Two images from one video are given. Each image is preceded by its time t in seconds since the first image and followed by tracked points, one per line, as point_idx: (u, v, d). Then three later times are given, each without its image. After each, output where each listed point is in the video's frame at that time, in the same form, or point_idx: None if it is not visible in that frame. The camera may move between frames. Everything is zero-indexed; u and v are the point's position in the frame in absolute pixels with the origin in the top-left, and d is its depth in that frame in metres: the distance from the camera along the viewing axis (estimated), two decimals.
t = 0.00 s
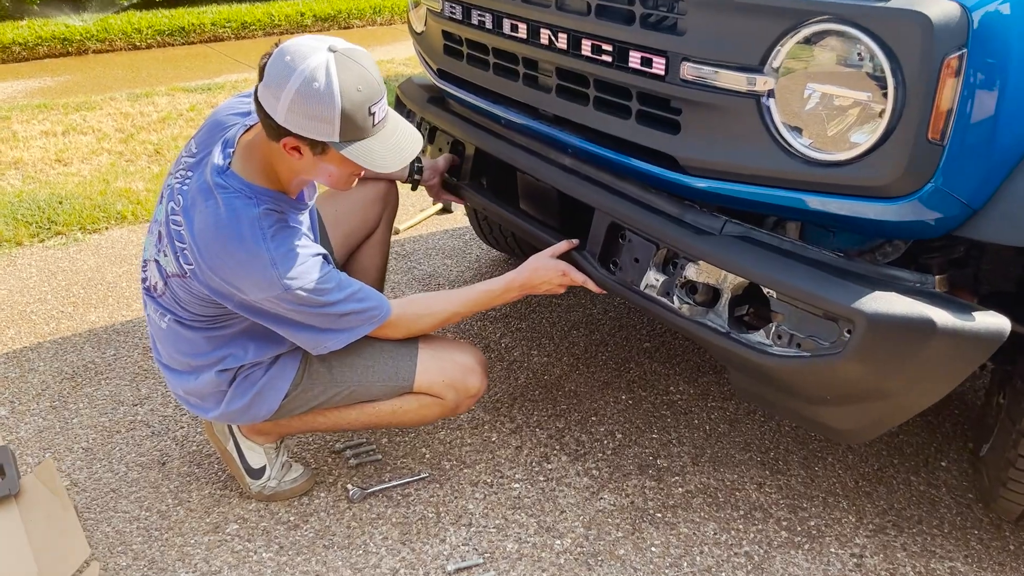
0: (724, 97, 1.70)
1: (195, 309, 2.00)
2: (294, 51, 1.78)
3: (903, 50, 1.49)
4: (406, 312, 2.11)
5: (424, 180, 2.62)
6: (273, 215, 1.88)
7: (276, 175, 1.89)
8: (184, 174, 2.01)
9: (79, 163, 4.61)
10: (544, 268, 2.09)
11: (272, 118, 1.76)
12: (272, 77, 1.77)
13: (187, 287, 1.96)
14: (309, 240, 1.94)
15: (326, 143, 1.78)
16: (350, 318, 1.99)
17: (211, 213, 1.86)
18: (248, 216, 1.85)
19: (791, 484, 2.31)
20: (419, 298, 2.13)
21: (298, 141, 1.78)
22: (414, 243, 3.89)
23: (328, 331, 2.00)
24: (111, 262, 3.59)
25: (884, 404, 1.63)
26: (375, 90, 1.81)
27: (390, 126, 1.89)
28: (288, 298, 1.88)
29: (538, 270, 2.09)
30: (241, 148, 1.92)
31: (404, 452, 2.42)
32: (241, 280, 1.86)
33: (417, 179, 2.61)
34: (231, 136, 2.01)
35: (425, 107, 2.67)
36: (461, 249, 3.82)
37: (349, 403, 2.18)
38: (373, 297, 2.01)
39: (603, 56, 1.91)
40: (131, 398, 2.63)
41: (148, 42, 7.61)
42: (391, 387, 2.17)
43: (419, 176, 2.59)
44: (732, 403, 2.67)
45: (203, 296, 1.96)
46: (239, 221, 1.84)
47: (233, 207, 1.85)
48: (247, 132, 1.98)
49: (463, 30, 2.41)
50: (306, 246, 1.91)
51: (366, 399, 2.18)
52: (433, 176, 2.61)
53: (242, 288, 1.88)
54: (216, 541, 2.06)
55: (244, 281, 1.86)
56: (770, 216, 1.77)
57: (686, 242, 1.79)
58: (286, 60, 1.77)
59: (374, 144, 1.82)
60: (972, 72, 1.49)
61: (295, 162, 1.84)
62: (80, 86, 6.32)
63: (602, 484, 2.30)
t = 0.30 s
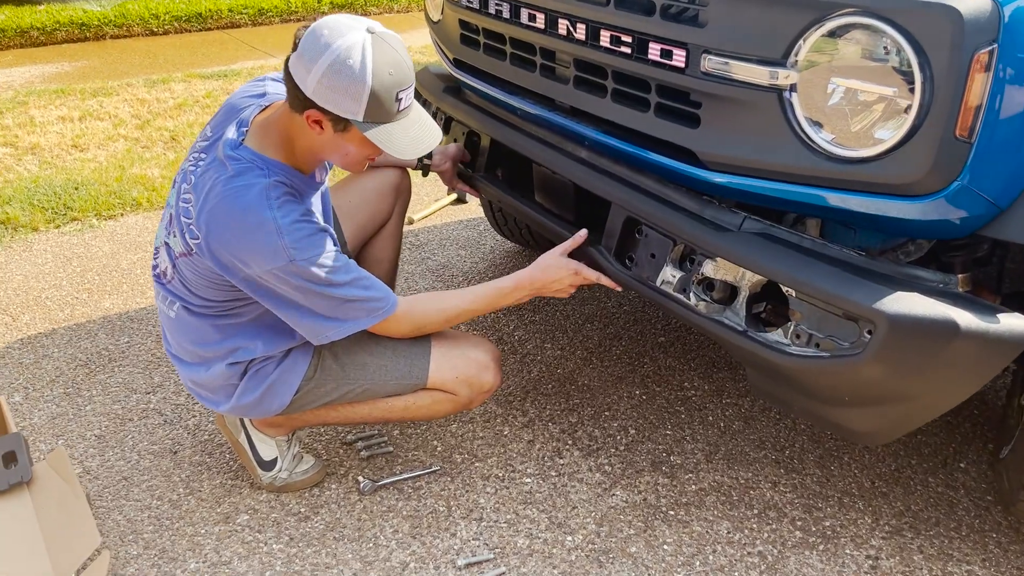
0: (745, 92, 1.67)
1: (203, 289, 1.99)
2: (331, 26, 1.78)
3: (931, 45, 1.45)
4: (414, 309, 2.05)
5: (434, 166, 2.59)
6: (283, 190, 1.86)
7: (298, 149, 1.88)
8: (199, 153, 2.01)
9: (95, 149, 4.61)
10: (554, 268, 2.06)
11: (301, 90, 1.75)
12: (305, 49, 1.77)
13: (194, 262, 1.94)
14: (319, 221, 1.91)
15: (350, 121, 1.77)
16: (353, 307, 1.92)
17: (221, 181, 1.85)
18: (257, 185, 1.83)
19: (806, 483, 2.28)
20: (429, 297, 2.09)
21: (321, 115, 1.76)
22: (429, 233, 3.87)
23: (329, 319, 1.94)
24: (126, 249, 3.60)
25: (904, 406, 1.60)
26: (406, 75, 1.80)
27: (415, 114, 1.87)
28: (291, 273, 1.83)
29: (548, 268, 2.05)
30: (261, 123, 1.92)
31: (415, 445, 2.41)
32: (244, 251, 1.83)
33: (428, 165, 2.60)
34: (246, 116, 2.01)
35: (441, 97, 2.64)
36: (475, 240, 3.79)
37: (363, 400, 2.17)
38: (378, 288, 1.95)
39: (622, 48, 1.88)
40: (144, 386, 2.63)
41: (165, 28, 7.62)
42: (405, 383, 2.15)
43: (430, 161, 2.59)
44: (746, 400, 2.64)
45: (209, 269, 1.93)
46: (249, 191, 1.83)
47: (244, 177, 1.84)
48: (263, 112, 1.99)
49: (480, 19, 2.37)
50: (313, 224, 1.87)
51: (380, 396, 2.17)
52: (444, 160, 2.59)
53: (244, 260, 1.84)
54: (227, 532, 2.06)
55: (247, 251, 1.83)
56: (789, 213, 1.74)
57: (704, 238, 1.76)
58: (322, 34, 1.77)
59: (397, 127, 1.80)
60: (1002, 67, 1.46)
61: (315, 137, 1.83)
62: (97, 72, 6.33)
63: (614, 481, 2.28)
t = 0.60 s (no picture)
0: (744, 90, 1.65)
1: (186, 258, 1.89)
2: None
3: (929, 46, 1.43)
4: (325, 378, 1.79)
5: (414, 149, 2.61)
6: (285, 168, 1.77)
7: (302, 118, 1.84)
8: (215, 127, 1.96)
9: (109, 137, 4.65)
10: (465, 394, 1.91)
11: (305, 44, 1.76)
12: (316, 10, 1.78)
13: (177, 218, 1.82)
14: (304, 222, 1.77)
15: (346, 80, 1.73)
16: (283, 325, 1.70)
17: (232, 141, 1.78)
18: (259, 152, 1.75)
19: (803, 484, 2.27)
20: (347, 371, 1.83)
21: (321, 72, 1.74)
22: (436, 225, 3.87)
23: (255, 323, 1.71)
24: (136, 238, 3.62)
25: (897, 411, 1.58)
26: (407, 42, 1.78)
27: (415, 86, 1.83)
28: (249, 247, 1.65)
29: (460, 390, 1.91)
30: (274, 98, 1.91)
31: (413, 438, 2.42)
32: (221, 206, 1.69)
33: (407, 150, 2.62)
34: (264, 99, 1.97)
35: (445, 91, 2.64)
36: (482, 233, 3.79)
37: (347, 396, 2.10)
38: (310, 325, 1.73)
39: (621, 44, 1.86)
40: (147, 374, 2.66)
41: (183, 18, 7.65)
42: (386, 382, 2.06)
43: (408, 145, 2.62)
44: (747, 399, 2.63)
45: (186, 224, 1.80)
46: (252, 153, 1.74)
47: (253, 143, 1.77)
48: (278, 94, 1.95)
49: (484, 13, 2.37)
50: (296, 215, 1.73)
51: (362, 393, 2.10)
52: (423, 141, 2.61)
53: (217, 217, 1.69)
54: (223, 521, 2.08)
55: (223, 207, 1.69)
56: (786, 213, 1.73)
57: (699, 237, 1.74)
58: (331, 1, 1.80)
59: (390, 89, 1.76)
60: (1002, 67, 1.44)
61: (316, 103, 1.80)
62: (114, 61, 6.37)
63: (610, 478, 2.28)
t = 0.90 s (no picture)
0: (712, 89, 1.64)
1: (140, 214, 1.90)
2: None
3: (894, 47, 1.42)
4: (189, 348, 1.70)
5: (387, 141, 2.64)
6: (247, 127, 1.82)
7: (273, 74, 1.90)
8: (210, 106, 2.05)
9: (114, 127, 4.69)
10: (285, 473, 1.74)
11: None
12: None
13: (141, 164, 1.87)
14: (254, 186, 1.79)
15: (302, 10, 1.78)
16: (193, 268, 1.67)
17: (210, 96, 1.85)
18: (228, 106, 1.82)
19: (781, 486, 2.25)
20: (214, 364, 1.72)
21: (281, 14, 1.81)
22: (433, 220, 3.88)
23: (171, 258, 1.67)
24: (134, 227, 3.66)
25: (861, 414, 1.58)
26: None
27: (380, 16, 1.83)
28: (189, 179, 1.67)
29: (286, 473, 1.74)
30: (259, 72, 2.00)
31: (393, 432, 2.43)
32: (177, 145, 1.73)
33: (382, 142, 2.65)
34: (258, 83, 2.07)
35: (434, 85, 2.64)
36: (478, 228, 3.79)
37: (319, 402, 2.10)
38: (217, 280, 1.70)
39: (597, 41, 1.85)
40: (135, 363, 2.69)
41: (196, 9, 7.70)
42: (359, 392, 2.08)
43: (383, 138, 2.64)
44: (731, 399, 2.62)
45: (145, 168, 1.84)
46: (221, 105, 1.82)
47: (227, 101, 1.84)
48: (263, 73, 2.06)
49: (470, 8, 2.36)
50: (243, 170, 1.75)
51: (336, 401, 2.10)
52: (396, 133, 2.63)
53: (170, 154, 1.73)
54: (198, 510, 2.10)
55: (177, 145, 1.73)
56: (756, 213, 1.72)
57: (668, 236, 1.74)
58: None
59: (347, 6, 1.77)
60: (972, 68, 1.42)
61: (282, 46, 1.85)
62: (125, 51, 6.42)
63: (587, 475, 2.28)
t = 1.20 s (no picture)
0: (685, 88, 1.64)
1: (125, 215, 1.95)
2: None
3: (860, 47, 1.42)
4: (199, 354, 1.82)
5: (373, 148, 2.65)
6: (226, 125, 1.86)
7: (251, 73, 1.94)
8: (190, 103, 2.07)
9: (125, 119, 4.75)
10: (242, 487, 1.90)
11: None
12: None
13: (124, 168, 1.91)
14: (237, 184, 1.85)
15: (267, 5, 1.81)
16: (195, 271, 1.77)
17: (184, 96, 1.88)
18: (205, 106, 1.86)
19: (762, 486, 2.25)
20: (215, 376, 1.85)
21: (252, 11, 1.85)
22: (433, 214, 3.89)
23: (171, 264, 1.76)
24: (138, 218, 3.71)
25: (827, 413, 1.59)
26: None
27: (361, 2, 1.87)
28: (176, 187, 1.73)
29: (243, 487, 1.90)
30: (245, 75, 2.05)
31: (379, 425, 2.45)
32: (158, 151, 1.78)
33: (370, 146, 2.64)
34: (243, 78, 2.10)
35: (428, 81, 2.64)
36: (478, 223, 3.80)
37: (296, 392, 2.13)
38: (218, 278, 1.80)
39: (576, 39, 1.86)
40: (130, 352, 2.73)
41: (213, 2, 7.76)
42: (334, 385, 2.11)
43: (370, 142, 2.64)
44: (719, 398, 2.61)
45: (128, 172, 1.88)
46: (198, 106, 1.85)
47: (202, 100, 1.87)
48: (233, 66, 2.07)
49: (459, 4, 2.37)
50: (226, 171, 1.81)
51: (313, 392, 2.13)
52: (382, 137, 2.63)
53: (154, 159, 1.78)
54: (181, 498, 2.13)
55: (159, 152, 1.78)
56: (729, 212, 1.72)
57: (641, 234, 1.75)
58: None
59: None
60: (942, 70, 1.42)
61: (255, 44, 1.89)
62: (141, 44, 6.50)
63: (568, 471, 2.29)
